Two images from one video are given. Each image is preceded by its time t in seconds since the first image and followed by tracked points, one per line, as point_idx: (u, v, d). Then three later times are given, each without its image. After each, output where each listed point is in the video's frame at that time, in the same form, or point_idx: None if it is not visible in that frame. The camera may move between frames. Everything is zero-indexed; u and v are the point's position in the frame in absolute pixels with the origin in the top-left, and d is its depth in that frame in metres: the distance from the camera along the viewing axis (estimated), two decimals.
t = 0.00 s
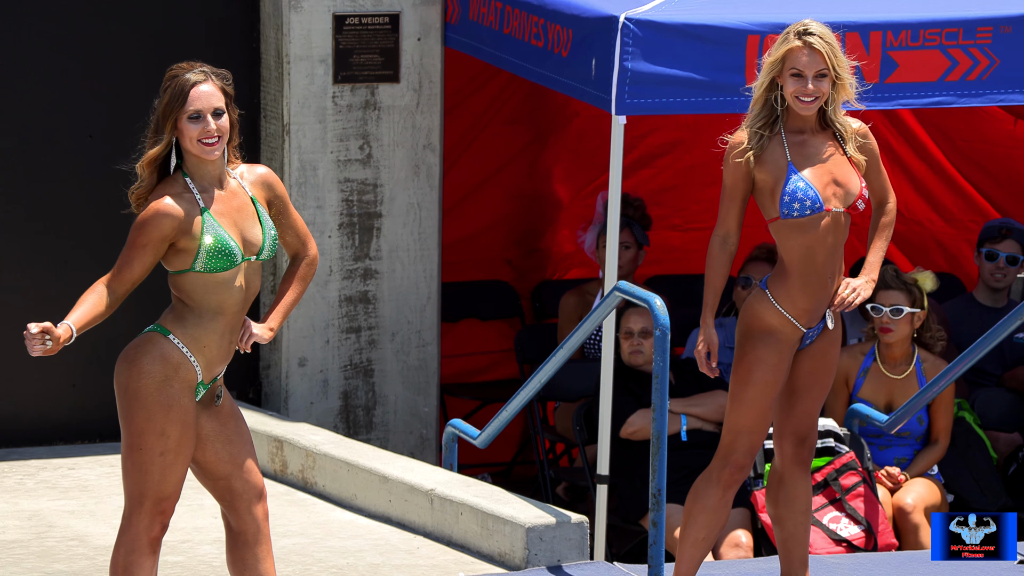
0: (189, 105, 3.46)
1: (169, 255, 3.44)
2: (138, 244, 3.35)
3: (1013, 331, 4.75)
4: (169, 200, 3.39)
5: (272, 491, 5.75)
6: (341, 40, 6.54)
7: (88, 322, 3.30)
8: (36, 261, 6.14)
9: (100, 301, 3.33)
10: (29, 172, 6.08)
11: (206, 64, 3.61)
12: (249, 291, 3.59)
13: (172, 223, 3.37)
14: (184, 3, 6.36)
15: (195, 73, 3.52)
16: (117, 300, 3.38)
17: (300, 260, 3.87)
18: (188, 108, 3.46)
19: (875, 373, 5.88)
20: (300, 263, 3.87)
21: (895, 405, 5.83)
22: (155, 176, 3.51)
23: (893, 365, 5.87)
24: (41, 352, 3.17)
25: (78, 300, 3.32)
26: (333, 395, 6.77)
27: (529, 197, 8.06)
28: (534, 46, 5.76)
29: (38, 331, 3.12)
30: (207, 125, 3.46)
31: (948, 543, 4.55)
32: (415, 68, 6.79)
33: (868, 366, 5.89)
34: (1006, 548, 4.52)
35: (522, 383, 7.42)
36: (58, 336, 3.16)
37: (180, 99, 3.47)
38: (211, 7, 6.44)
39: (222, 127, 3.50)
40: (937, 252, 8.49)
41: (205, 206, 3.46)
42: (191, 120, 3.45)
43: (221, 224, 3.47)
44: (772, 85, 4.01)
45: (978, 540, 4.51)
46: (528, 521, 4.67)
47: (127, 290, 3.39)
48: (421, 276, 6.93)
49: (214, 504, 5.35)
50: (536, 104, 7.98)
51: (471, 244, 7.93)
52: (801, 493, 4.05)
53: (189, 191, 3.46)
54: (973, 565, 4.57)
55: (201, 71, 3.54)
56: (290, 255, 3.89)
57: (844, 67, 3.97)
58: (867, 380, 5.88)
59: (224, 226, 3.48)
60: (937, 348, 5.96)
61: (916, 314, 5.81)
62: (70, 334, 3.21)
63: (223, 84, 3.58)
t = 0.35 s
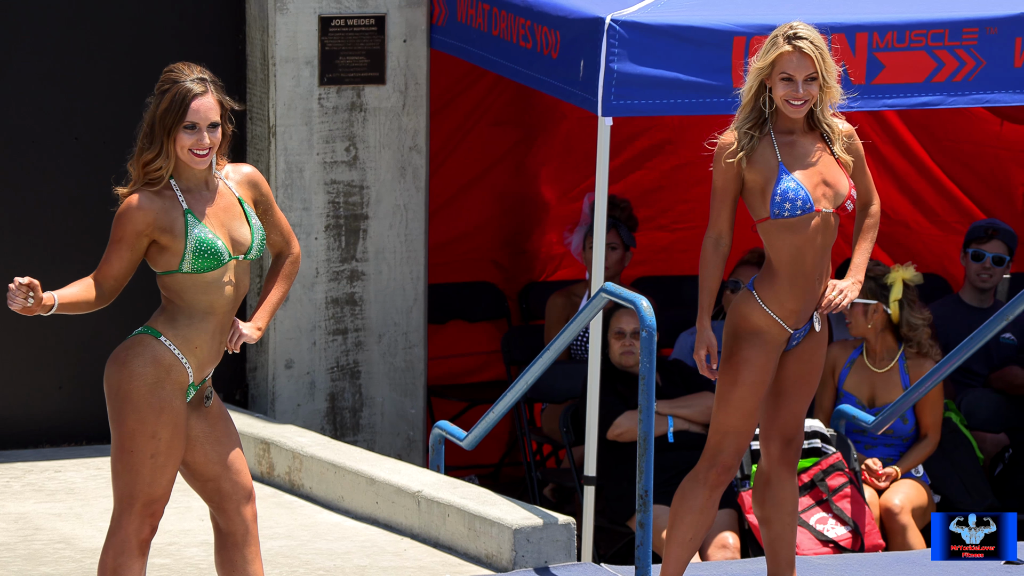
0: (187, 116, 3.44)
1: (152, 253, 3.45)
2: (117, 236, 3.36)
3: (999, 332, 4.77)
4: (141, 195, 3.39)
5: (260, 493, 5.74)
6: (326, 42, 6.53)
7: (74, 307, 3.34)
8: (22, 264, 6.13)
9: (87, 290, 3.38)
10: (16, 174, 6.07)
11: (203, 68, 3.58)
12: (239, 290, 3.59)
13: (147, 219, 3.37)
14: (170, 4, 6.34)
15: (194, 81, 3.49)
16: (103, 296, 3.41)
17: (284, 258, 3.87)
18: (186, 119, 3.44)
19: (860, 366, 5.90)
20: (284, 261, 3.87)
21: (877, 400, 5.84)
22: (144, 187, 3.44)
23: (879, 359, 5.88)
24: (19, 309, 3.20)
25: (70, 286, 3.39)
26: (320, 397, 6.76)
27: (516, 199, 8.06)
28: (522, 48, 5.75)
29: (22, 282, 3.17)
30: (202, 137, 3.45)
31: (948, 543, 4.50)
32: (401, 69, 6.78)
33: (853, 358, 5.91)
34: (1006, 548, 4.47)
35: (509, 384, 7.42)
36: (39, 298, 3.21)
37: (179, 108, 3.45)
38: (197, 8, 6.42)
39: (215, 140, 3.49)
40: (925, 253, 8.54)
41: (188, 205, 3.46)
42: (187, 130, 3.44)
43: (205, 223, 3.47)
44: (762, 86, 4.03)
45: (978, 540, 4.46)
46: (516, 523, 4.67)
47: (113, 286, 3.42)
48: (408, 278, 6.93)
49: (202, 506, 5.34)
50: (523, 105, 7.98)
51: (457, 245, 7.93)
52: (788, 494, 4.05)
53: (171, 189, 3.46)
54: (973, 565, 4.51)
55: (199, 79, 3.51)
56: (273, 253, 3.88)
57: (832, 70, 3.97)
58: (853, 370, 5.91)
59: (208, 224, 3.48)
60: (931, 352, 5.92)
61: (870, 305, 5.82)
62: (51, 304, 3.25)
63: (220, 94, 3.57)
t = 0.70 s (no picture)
0: (186, 120, 3.43)
1: (151, 258, 3.43)
2: (116, 245, 3.34)
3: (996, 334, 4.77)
4: (138, 202, 3.37)
5: (255, 495, 5.72)
6: (322, 44, 6.52)
7: (73, 330, 3.31)
8: (18, 265, 6.11)
9: (87, 311, 3.34)
10: (11, 174, 6.05)
11: (201, 71, 3.56)
12: (234, 290, 3.58)
13: (146, 223, 3.35)
14: (164, 6, 6.33)
15: (193, 85, 3.47)
16: (104, 310, 3.36)
17: (278, 260, 3.86)
18: (185, 123, 3.43)
19: (857, 360, 5.90)
20: (278, 262, 3.86)
21: (871, 392, 5.83)
22: (146, 192, 3.42)
23: (875, 355, 5.85)
24: (10, 343, 3.19)
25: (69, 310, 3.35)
26: (316, 399, 6.75)
27: (512, 201, 8.06)
28: (519, 49, 5.74)
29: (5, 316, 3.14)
30: (201, 141, 3.44)
31: (948, 543, 4.49)
32: (397, 71, 6.77)
33: (851, 353, 5.93)
34: (1006, 548, 4.48)
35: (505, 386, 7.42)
36: (28, 329, 3.19)
37: (178, 112, 3.43)
38: (193, 10, 6.41)
39: (214, 144, 3.48)
40: (920, 256, 8.55)
41: (185, 208, 3.45)
42: (186, 133, 3.42)
43: (203, 226, 3.46)
44: (758, 89, 4.02)
45: (978, 540, 4.46)
46: (512, 525, 4.65)
47: (116, 298, 3.38)
48: (404, 280, 6.92)
49: (197, 508, 5.32)
50: (519, 107, 7.97)
51: (453, 247, 7.92)
52: (784, 495, 4.05)
53: (168, 193, 3.44)
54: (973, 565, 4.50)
55: (198, 82, 3.49)
56: (268, 255, 3.88)
57: (829, 71, 3.96)
58: (849, 364, 5.93)
59: (206, 227, 3.47)
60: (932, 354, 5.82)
61: (860, 301, 5.76)
62: (45, 333, 3.22)
63: (218, 97, 3.55)
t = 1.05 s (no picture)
0: (193, 123, 3.43)
1: (152, 259, 3.43)
2: (118, 246, 3.34)
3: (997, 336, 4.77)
4: (141, 203, 3.37)
5: (257, 496, 5.73)
6: (325, 45, 6.53)
7: (75, 337, 3.29)
8: (21, 267, 6.12)
9: (88, 315, 3.33)
10: (14, 176, 6.06)
11: (207, 74, 3.57)
12: (236, 291, 3.59)
13: (149, 225, 3.36)
14: (167, 8, 6.34)
15: (199, 88, 3.48)
16: (103, 310, 3.36)
17: (278, 260, 3.87)
18: (192, 125, 3.43)
19: (859, 360, 5.91)
20: (278, 263, 3.87)
21: (873, 389, 5.83)
22: (149, 193, 3.42)
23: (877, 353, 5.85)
24: (20, 360, 3.17)
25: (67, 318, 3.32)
26: (318, 400, 6.75)
27: (514, 202, 8.06)
28: (521, 51, 5.74)
29: (14, 336, 3.12)
30: (206, 143, 3.45)
31: (948, 543, 4.48)
32: (400, 73, 6.78)
33: (855, 353, 5.93)
34: (1006, 548, 4.47)
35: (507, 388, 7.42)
36: (37, 344, 3.16)
37: (185, 115, 3.43)
38: (196, 12, 6.42)
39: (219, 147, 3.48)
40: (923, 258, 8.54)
41: (188, 210, 3.45)
42: (192, 136, 3.43)
43: (205, 228, 3.47)
44: (760, 91, 4.02)
45: (978, 540, 4.45)
46: (513, 526, 4.65)
47: (116, 300, 3.38)
48: (406, 281, 6.92)
49: (199, 509, 5.33)
50: (521, 109, 7.98)
51: (456, 248, 7.92)
52: (786, 497, 4.05)
53: (171, 195, 3.44)
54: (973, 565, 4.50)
55: (204, 85, 3.50)
56: (268, 256, 3.88)
57: (829, 73, 3.98)
58: (852, 363, 5.94)
59: (209, 230, 3.48)
60: (936, 354, 5.78)
61: (864, 302, 5.78)
62: (52, 345, 3.20)
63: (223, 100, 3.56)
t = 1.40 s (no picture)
0: (204, 124, 3.43)
1: (161, 259, 3.43)
2: (125, 244, 3.35)
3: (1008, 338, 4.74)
4: (148, 203, 3.37)
5: (268, 497, 5.73)
6: (335, 46, 6.53)
7: (87, 329, 3.32)
8: (32, 268, 6.14)
9: (98, 309, 3.36)
10: (25, 177, 6.08)
11: (216, 75, 3.56)
12: (246, 291, 3.59)
13: (156, 225, 3.36)
14: (178, 9, 6.35)
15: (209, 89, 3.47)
16: (111, 307, 3.38)
17: (286, 260, 3.86)
18: (203, 126, 3.43)
19: (870, 360, 5.91)
20: (286, 262, 3.86)
21: (881, 388, 5.84)
22: (156, 192, 3.42)
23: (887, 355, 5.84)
24: (37, 347, 3.20)
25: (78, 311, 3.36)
26: (328, 401, 6.75)
27: (524, 203, 8.05)
28: (532, 52, 5.74)
29: (35, 323, 3.15)
30: (216, 144, 3.45)
31: (948, 543, 4.58)
32: (410, 74, 6.77)
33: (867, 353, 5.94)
34: (1005, 548, 4.56)
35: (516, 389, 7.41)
36: (55, 332, 3.19)
37: (196, 115, 3.43)
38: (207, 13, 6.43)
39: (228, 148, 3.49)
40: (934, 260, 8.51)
41: (196, 211, 3.45)
42: (202, 136, 3.43)
43: (214, 229, 3.47)
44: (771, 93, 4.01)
45: (978, 540, 4.55)
46: (524, 528, 4.64)
47: (123, 298, 3.39)
48: (416, 282, 6.91)
49: (210, 510, 5.33)
50: (531, 110, 7.97)
51: (466, 250, 7.92)
52: (797, 499, 4.03)
53: (179, 196, 3.44)
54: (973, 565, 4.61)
55: (214, 86, 3.50)
56: (276, 255, 3.88)
57: (841, 75, 3.96)
58: (863, 363, 5.94)
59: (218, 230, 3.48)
60: (945, 357, 5.73)
61: (878, 301, 5.78)
62: (67, 333, 3.23)
63: (233, 101, 3.56)
